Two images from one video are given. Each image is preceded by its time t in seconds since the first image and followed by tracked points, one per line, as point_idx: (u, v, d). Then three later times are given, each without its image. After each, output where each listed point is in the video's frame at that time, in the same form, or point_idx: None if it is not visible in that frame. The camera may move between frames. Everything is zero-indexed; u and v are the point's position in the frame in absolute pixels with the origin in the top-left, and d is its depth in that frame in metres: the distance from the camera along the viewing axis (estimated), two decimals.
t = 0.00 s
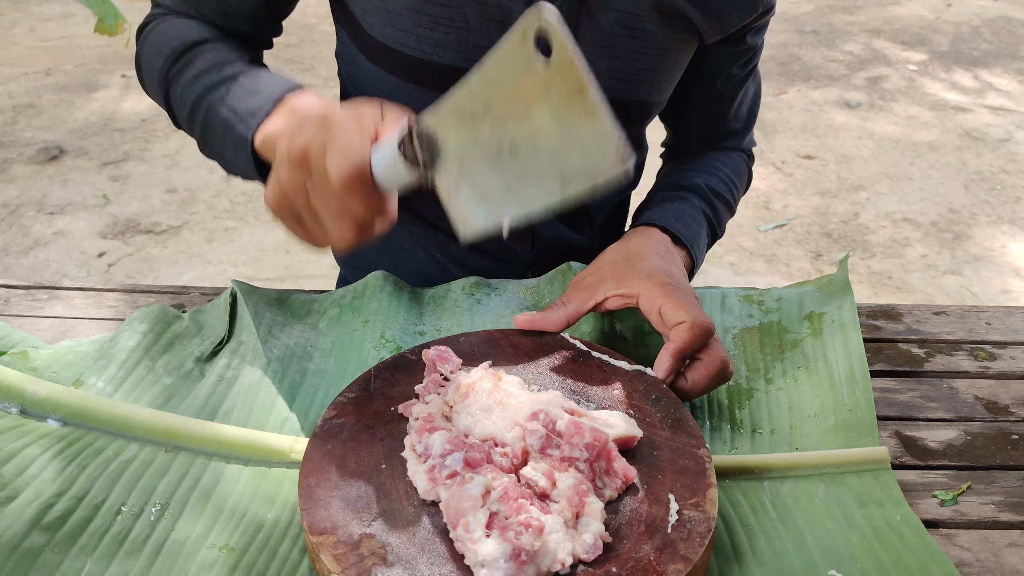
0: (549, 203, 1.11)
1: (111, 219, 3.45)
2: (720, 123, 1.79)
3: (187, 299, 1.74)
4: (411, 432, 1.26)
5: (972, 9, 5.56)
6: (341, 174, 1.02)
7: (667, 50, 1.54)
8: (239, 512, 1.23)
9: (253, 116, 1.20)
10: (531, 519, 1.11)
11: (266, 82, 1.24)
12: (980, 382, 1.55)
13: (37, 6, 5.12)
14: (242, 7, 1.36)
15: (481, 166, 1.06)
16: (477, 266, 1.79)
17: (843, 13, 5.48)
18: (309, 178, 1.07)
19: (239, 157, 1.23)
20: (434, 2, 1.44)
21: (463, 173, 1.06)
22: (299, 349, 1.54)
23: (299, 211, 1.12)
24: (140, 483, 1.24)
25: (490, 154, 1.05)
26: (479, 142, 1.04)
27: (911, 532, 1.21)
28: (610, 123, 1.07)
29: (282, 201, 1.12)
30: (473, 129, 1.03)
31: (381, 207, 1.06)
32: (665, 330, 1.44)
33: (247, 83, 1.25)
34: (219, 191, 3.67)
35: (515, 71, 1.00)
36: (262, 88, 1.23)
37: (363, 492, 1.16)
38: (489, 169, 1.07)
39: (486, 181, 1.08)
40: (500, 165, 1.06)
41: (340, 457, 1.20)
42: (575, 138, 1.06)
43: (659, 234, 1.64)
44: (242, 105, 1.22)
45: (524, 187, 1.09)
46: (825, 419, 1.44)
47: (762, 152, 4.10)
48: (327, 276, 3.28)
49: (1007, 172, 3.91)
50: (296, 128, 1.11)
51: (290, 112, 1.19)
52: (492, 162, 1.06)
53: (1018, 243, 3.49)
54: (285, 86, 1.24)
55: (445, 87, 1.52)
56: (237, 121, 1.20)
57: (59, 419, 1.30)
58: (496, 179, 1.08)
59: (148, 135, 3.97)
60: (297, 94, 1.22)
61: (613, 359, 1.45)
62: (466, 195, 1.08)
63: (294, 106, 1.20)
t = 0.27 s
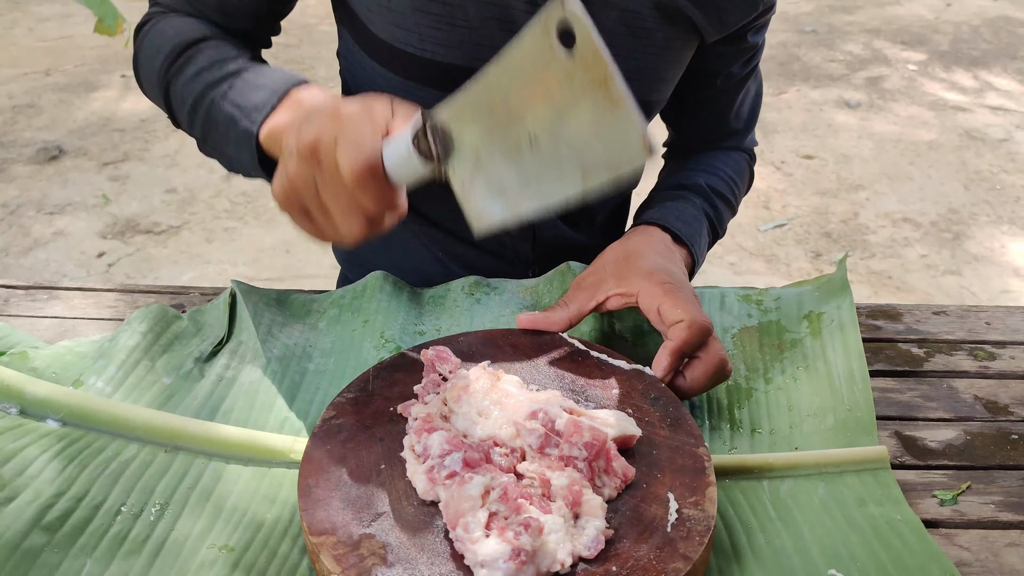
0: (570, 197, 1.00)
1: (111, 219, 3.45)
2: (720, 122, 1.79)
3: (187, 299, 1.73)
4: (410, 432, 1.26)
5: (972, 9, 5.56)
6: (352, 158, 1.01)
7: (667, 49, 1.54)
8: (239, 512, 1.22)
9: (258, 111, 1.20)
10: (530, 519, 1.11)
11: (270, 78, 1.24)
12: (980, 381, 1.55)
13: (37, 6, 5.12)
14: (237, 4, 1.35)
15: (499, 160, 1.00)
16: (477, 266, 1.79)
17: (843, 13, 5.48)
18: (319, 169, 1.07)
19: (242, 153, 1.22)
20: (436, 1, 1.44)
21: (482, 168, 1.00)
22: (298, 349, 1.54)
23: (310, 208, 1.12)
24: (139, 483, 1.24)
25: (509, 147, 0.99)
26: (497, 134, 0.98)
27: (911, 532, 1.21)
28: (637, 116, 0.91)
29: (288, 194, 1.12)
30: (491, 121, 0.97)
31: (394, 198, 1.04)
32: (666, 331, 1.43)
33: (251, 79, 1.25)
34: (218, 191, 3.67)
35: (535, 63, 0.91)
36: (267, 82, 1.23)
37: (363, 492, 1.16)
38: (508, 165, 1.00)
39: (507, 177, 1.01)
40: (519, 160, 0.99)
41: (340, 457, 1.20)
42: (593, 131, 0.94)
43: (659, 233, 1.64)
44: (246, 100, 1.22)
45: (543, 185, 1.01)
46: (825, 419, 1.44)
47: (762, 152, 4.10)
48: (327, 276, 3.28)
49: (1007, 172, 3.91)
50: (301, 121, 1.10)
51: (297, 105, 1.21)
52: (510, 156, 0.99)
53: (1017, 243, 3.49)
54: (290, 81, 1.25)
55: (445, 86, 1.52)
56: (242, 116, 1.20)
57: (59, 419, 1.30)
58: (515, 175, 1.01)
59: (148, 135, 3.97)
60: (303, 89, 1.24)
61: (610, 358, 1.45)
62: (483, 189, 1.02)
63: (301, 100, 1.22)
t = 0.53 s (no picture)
0: (584, 147, 1.06)
1: (110, 219, 3.45)
2: (720, 121, 1.79)
3: (187, 299, 1.73)
4: (410, 432, 1.26)
5: (972, 9, 5.56)
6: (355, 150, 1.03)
7: (665, 51, 1.53)
8: (239, 512, 1.22)
9: (255, 89, 1.21)
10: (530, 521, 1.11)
11: (264, 57, 1.25)
12: (979, 382, 1.55)
13: (37, 6, 5.12)
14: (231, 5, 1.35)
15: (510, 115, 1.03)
16: (477, 265, 1.79)
17: (843, 13, 5.48)
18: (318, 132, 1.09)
19: (239, 134, 1.22)
20: (433, 3, 1.44)
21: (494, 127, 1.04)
22: (298, 349, 1.54)
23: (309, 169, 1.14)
24: (139, 484, 1.24)
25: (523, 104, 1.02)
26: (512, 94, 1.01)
27: (911, 531, 1.21)
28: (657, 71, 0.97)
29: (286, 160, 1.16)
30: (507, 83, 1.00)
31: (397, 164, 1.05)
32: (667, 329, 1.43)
33: (246, 59, 1.26)
34: (218, 191, 3.67)
35: (559, 30, 0.94)
36: (262, 62, 1.25)
37: (363, 492, 1.16)
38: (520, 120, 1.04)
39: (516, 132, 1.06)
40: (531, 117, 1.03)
41: (340, 458, 1.20)
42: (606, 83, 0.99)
43: (659, 233, 1.64)
44: (244, 80, 1.23)
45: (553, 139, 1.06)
46: (824, 419, 1.44)
47: (762, 152, 4.10)
48: (327, 276, 3.28)
49: (1007, 172, 3.91)
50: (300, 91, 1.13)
51: (293, 77, 1.21)
52: (523, 114, 1.03)
53: (1017, 243, 3.49)
54: (282, 57, 1.26)
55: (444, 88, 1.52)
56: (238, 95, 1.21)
57: (59, 419, 1.30)
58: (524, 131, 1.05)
59: (148, 135, 3.97)
60: (299, 63, 1.25)
61: (610, 358, 1.45)
62: (492, 146, 1.07)
63: (297, 72, 1.22)
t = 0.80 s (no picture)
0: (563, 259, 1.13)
1: (110, 220, 3.45)
2: (719, 122, 1.78)
3: (187, 299, 1.74)
4: (409, 432, 1.26)
5: (971, 9, 5.56)
6: (372, 148, 1.04)
7: (663, 49, 1.53)
8: (239, 513, 1.23)
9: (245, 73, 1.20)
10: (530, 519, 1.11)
11: (254, 40, 1.23)
12: (979, 381, 1.55)
13: (37, 7, 5.12)
14: None
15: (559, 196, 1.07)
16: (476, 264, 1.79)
17: (842, 13, 5.48)
18: (326, 138, 1.09)
19: (230, 117, 1.22)
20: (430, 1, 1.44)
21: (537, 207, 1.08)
22: (297, 350, 1.53)
23: (307, 162, 1.13)
24: (139, 484, 1.24)
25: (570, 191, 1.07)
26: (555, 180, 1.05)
27: (910, 530, 1.21)
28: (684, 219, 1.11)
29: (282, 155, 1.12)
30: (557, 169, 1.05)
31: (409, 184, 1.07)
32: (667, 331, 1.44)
33: (237, 44, 1.24)
34: (218, 192, 3.67)
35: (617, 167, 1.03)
36: (250, 45, 1.23)
37: (363, 492, 1.16)
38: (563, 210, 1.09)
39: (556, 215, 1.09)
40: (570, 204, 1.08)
41: (340, 458, 1.20)
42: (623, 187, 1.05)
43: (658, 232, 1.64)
44: (231, 64, 1.21)
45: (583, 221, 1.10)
46: (823, 418, 1.44)
47: (761, 153, 4.10)
48: (326, 277, 3.28)
49: (1006, 172, 3.91)
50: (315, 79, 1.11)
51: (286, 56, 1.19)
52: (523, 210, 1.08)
53: (1017, 243, 3.49)
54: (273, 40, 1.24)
55: (443, 86, 1.53)
56: (230, 80, 1.20)
57: (58, 420, 1.30)
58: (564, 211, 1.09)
59: (148, 136, 3.97)
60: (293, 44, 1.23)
61: (609, 358, 1.45)
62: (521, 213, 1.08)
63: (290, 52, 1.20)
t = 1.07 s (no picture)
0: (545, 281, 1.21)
1: (110, 220, 3.45)
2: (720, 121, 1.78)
3: (187, 299, 1.74)
4: (409, 433, 1.26)
5: (971, 9, 5.56)
6: (379, 175, 1.03)
7: (664, 50, 1.54)
8: (239, 513, 1.23)
9: (247, 81, 1.19)
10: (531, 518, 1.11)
11: (256, 48, 1.23)
12: (979, 381, 1.55)
13: (37, 7, 5.12)
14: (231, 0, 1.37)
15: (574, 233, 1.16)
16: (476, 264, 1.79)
17: (843, 13, 5.48)
18: (330, 158, 1.07)
19: (230, 127, 1.21)
20: None
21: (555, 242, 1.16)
22: (297, 350, 1.53)
23: (306, 182, 1.11)
24: (139, 485, 1.24)
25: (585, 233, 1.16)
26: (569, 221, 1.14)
27: (910, 529, 1.21)
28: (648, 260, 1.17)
29: (284, 170, 1.10)
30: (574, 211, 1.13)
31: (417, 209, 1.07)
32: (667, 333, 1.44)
33: (238, 50, 1.23)
34: (218, 192, 3.67)
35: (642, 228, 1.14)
36: (252, 53, 1.22)
37: (363, 493, 1.16)
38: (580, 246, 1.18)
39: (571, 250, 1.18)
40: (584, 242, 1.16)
41: (340, 459, 1.20)
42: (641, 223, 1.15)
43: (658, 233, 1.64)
44: (234, 72, 1.20)
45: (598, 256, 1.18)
46: (823, 419, 1.44)
47: (761, 153, 4.10)
48: (327, 277, 3.28)
49: (1006, 172, 3.91)
50: (317, 95, 1.08)
51: (287, 67, 1.18)
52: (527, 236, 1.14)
53: (1017, 243, 3.49)
54: (276, 49, 1.24)
55: (445, 84, 1.52)
56: (230, 89, 1.19)
57: (58, 421, 1.30)
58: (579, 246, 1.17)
59: (147, 136, 3.97)
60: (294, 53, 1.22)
61: (610, 358, 1.46)
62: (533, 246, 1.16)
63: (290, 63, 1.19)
